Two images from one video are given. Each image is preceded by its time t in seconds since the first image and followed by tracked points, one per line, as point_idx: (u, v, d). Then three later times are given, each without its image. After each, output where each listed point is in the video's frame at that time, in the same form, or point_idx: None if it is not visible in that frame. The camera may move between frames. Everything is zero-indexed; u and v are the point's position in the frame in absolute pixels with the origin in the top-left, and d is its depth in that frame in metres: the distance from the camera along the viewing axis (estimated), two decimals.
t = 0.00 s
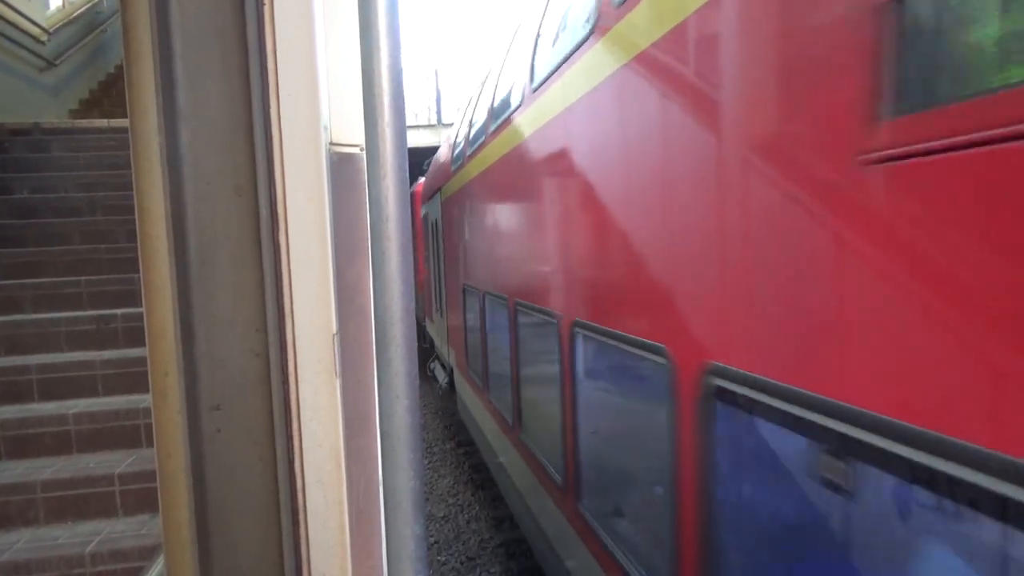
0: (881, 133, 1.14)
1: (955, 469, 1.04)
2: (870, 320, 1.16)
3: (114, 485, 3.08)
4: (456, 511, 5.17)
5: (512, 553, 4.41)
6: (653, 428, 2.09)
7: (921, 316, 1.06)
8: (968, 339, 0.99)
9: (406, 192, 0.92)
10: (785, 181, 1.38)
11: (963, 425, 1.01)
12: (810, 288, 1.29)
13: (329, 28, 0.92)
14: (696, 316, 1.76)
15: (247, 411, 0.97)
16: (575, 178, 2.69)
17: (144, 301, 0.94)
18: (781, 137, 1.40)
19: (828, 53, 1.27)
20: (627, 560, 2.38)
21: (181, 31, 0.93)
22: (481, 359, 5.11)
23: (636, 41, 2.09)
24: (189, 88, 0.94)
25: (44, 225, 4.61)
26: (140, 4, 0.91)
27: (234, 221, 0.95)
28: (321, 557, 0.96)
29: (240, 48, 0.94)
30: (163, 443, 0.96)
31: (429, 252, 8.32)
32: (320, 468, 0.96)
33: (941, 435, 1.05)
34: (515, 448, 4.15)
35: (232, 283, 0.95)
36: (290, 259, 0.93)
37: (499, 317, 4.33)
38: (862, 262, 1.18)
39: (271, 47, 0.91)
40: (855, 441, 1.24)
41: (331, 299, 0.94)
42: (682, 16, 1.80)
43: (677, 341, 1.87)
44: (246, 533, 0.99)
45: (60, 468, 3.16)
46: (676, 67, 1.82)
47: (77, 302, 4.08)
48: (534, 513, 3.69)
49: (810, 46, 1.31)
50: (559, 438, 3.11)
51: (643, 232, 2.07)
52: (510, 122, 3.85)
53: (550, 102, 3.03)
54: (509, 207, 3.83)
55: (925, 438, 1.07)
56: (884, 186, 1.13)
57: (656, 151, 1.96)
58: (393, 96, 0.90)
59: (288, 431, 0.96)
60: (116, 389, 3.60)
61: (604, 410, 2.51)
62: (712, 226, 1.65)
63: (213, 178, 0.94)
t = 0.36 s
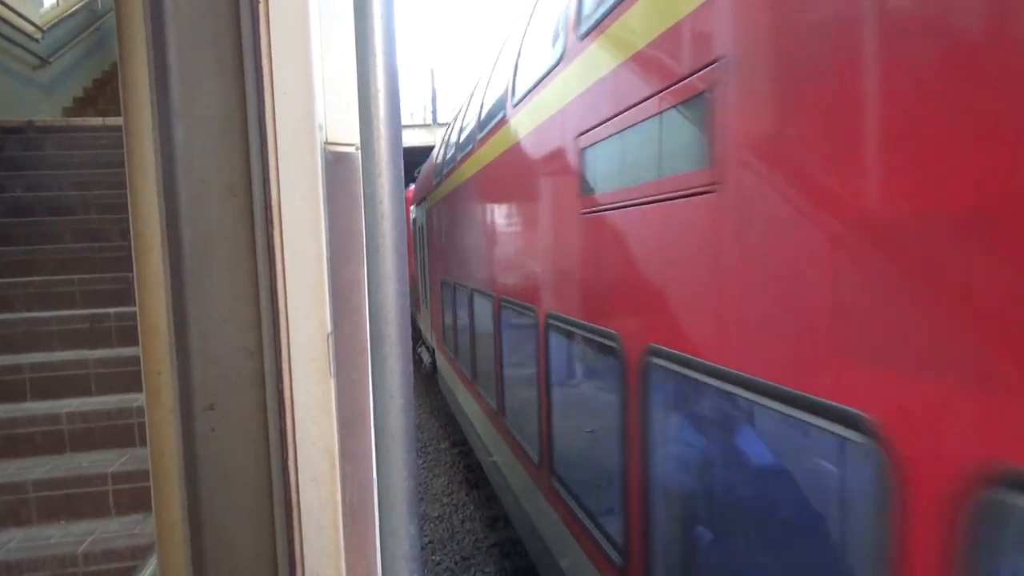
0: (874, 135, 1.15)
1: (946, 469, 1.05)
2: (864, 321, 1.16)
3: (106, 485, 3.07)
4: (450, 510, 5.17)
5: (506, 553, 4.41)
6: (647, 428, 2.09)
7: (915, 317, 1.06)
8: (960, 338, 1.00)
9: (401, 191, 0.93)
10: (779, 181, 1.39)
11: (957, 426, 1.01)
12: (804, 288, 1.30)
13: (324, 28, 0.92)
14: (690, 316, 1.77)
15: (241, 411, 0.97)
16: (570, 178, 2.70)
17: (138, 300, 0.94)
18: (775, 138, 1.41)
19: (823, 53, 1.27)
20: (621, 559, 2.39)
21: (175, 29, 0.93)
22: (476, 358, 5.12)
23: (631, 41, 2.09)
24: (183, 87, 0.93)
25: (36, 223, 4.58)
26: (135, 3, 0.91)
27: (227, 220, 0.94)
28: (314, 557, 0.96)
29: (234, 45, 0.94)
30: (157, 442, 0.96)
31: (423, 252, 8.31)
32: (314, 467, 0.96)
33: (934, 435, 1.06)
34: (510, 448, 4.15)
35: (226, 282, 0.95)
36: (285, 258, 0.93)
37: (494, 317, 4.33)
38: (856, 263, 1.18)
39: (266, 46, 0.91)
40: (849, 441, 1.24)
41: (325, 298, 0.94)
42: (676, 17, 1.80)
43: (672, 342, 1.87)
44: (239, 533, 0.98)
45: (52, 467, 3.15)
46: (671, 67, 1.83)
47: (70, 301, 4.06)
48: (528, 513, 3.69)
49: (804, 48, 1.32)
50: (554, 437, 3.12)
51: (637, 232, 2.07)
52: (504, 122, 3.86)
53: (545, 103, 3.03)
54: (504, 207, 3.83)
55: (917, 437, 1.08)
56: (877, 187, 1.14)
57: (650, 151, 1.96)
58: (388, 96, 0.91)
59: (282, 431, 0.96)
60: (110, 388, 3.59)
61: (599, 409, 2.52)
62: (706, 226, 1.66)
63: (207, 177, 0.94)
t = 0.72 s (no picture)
0: (867, 135, 1.15)
1: (936, 467, 1.06)
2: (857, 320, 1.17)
3: (99, 487, 3.06)
4: (445, 511, 5.17)
5: (500, 553, 4.42)
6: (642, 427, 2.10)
7: (907, 316, 1.07)
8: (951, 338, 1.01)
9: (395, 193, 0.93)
10: (772, 182, 1.40)
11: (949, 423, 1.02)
12: (797, 289, 1.31)
13: (318, 30, 0.92)
14: (684, 317, 1.77)
15: (235, 412, 0.97)
16: (564, 179, 2.70)
17: (132, 302, 0.94)
18: (767, 138, 1.42)
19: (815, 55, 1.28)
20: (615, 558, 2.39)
21: (169, 32, 0.93)
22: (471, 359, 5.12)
23: (624, 43, 2.10)
24: (177, 89, 0.93)
25: (27, 224, 4.55)
26: (127, 6, 0.91)
27: (222, 222, 0.95)
28: (309, 558, 0.96)
29: (227, 46, 0.94)
30: (150, 444, 0.96)
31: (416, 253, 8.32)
32: (308, 469, 0.96)
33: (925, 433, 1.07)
34: (504, 448, 4.16)
35: (220, 283, 0.95)
36: (279, 259, 0.93)
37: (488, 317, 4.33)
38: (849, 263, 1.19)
39: (260, 48, 0.91)
40: (841, 441, 1.26)
41: (320, 299, 0.94)
42: (670, 18, 1.81)
43: (665, 342, 1.88)
44: (234, 534, 0.99)
45: (44, 470, 3.14)
46: (665, 69, 1.84)
47: (62, 303, 4.04)
48: (522, 512, 3.70)
49: (797, 49, 1.33)
50: (549, 438, 3.13)
51: (631, 232, 2.08)
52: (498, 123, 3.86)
53: (539, 103, 3.04)
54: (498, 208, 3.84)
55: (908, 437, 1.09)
56: (869, 188, 1.15)
57: (644, 152, 1.97)
58: (381, 98, 0.91)
59: (276, 432, 0.96)
60: (102, 389, 3.58)
61: (593, 409, 2.52)
62: (699, 226, 1.67)
63: (201, 179, 0.94)
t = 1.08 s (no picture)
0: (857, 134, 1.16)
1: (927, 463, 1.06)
2: (849, 318, 1.18)
3: (92, 489, 3.05)
4: (440, 511, 5.17)
5: (495, 553, 4.42)
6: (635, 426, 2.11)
7: (897, 314, 1.08)
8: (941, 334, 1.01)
9: (386, 194, 0.93)
10: (763, 181, 1.40)
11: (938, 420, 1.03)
12: (789, 287, 1.32)
13: (309, 30, 0.92)
14: (676, 316, 1.78)
15: (227, 412, 0.97)
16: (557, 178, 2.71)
17: (122, 303, 0.94)
18: (758, 138, 1.43)
19: (805, 55, 1.29)
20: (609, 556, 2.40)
21: (159, 32, 0.93)
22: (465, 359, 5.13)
23: (617, 43, 2.11)
24: (167, 90, 0.93)
25: (18, 226, 4.53)
26: (117, 7, 0.91)
27: (212, 223, 0.94)
28: (302, 558, 0.96)
29: (217, 47, 0.94)
30: (141, 445, 0.96)
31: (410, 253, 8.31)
32: (301, 469, 0.96)
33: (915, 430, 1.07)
34: (499, 448, 4.17)
35: (211, 284, 0.95)
36: (271, 260, 0.93)
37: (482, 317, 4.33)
38: (839, 262, 1.20)
39: (250, 49, 0.91)
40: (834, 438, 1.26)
41: (311, 299, 0.94)
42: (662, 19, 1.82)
43: (659, 341, 1.88)
44: (226, 536, 0.98)
45: (37, 472, 3.12)
46: (658, 69, 1.84)
47: (54, 305, 4.02)
48: (517, 512, 3.70)
49: (788, 49, 1.33)
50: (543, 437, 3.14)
51: (624, 231, 2.08)
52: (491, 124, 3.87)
53: (532, 103, 3.04)
54: (491, 208, 3.84)
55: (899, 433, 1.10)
56: (858, 187, 1.16)
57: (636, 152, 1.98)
58: (372, 97, 0.91)
59: (268, 432, 0.96)
60: (95, 391, 3.57)
61: (586, 409, 2.53)
62: (692, 226, 1.67)
63: (192, 179, 0.94)
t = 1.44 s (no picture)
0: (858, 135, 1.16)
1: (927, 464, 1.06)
2: (849, 318, 1.18)
3: (92, 489, 3.05)
4: (439, 511, 5.18)
5: (495, 553, 4.42)
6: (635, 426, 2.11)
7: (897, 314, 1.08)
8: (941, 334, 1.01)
9: (386, 194, 0.93)
10: (763, 182, 1.41)
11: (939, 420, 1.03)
12: (789, 287, 1.32)
13: (309, 31, 0.92)
14: (677, 316, 1.78)
15: (227, 412, 0.97)
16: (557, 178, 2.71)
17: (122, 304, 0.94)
18: (758, 138, 1.43)
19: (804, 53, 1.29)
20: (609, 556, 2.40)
21: (159, 33, 0.93)
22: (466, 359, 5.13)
23: (617, 42, 2.11)
24: (167, 91, 0.93)
25: (17, 226, 4.53)
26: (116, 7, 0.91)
27: (213, 223, 0.94)
28: (302, 558, 0.96)
29: (217, 47, 0.94)
30: (141, 446, 0.96)
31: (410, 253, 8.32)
32: (301, 469, 0.96)
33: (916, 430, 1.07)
34: (499, 448, 4.17)
35: (211, 284, 0.95)
36: (271, 260, 0.93)
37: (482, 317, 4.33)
38: (839, 262, 1.20)
39: (250, 49, 0.91)
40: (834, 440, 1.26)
41: (312, 299, 0.94)
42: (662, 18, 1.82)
43: (658, 341, 1.89)
44: (227, 535, 0.98)
45: (37, 472, 3.12)
46: (658, 69, 1.84)
47: (54, 305, 4.02)
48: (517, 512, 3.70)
49: (788, 49, 1.33)
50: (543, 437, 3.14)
51: (625, 231, 2.08)
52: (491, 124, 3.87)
53: (532, 103, 3.04)
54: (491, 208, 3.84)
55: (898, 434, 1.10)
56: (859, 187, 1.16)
57: (636, 152, 1.98)
58: (372, 97, 0.91)
59: (268, 432, 0.96)
60: (95, 391, 3.57)
61: (586, 409, 2.53)
62: (692, 226, 1.67)
63: (192, 180, 0.94)
